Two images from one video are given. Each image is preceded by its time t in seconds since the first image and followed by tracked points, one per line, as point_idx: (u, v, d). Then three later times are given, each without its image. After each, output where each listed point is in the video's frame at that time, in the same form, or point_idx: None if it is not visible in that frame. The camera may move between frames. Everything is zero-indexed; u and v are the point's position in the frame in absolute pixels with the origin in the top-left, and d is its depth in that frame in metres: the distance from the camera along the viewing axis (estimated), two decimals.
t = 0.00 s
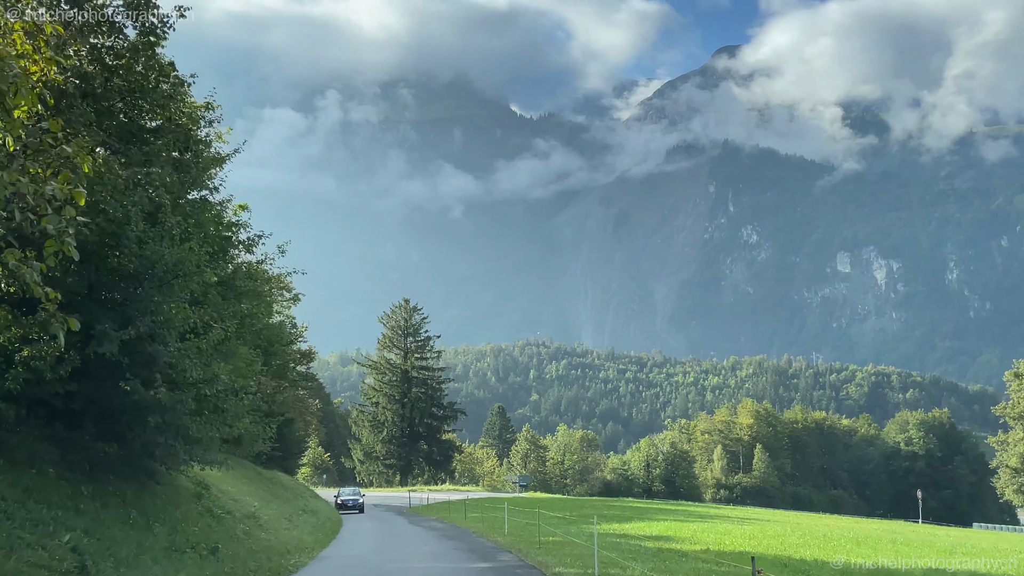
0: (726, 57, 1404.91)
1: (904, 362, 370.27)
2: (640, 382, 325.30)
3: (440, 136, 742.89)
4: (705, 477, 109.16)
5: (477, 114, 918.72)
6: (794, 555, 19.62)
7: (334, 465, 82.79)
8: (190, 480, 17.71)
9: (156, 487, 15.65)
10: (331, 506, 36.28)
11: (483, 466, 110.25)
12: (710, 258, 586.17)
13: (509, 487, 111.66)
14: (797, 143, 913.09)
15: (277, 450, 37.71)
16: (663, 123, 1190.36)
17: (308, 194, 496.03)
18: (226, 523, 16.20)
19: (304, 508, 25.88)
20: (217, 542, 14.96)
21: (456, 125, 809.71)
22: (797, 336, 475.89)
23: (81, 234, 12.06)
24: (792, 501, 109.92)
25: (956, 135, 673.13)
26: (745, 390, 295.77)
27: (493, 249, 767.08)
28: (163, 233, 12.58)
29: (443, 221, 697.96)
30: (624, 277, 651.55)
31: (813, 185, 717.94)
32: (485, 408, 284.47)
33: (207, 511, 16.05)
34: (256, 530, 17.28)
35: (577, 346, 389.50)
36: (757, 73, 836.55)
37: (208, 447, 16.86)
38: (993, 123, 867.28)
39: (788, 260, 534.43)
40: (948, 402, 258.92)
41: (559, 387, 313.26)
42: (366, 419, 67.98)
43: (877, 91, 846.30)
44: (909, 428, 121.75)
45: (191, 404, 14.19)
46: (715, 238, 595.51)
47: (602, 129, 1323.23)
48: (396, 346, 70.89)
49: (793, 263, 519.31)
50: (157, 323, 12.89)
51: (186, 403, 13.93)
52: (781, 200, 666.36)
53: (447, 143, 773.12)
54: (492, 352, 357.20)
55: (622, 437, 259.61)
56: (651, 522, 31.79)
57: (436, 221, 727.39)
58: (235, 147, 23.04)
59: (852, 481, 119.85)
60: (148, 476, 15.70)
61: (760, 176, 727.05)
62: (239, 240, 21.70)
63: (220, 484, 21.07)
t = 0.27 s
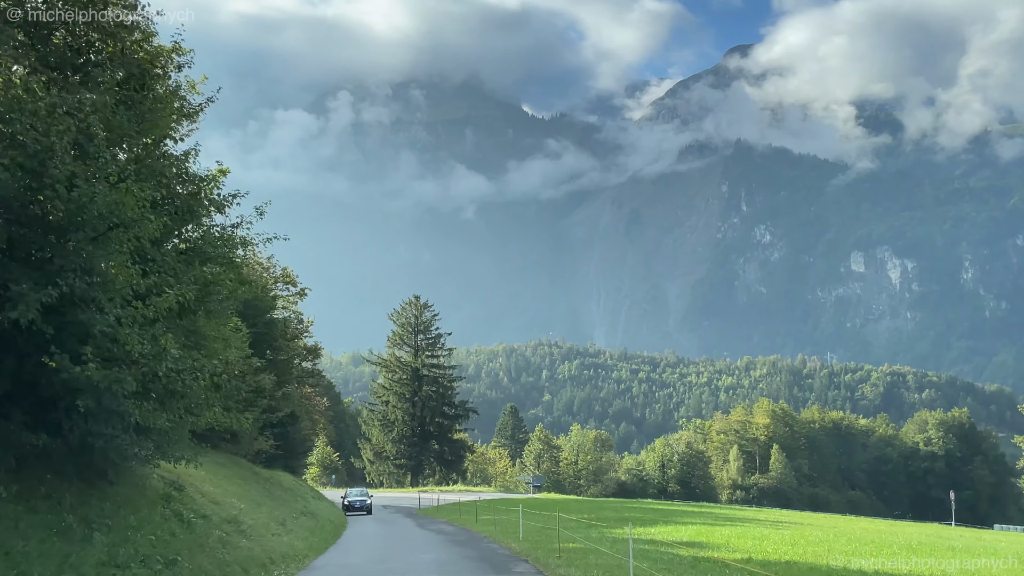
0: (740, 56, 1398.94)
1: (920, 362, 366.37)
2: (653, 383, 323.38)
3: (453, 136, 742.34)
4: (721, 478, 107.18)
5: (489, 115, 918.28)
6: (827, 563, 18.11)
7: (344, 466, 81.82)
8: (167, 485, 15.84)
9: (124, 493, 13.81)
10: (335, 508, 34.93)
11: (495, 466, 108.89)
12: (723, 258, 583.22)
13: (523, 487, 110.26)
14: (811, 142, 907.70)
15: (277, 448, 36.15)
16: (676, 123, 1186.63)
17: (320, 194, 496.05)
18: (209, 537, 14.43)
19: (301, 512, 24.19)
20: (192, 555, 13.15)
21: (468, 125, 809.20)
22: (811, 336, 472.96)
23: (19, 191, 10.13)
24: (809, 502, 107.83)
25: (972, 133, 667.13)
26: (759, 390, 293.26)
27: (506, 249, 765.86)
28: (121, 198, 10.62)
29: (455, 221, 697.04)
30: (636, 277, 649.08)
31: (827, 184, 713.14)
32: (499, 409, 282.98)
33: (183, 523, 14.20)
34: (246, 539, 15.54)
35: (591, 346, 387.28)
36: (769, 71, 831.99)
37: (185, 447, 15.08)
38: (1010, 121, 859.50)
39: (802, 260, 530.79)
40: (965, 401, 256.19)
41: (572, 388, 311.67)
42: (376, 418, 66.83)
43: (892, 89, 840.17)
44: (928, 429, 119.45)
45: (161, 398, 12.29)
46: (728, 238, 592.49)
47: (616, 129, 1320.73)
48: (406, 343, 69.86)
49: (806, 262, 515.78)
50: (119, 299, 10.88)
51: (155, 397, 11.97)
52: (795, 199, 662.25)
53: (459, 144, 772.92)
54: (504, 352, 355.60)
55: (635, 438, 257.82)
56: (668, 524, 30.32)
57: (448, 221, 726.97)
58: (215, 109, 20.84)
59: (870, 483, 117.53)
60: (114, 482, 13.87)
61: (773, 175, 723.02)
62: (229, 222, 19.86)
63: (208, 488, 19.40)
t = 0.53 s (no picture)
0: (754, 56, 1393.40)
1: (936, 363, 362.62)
2: (667, 383, 321.44)
3: (465, 136, 741.69)
4: (738, 479, 105.48)
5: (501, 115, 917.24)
6: (862, 568, 16.58)
7: (354, 468, 80.76)
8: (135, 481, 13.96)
9: (73, 492, 11.84)
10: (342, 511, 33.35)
11: (508, 467, 107.48)
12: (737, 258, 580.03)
13: (537, 488, 108.95)
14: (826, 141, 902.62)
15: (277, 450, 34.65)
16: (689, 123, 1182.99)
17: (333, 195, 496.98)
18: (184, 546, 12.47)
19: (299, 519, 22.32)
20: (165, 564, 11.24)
21: (481, 126, 808.46)
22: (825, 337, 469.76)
23: None
24: (827, 503, 106.05)
25: (989, 131, 659.90)
26: (774, 391, 290.80)
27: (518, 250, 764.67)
28: (67, 125, 8.64)
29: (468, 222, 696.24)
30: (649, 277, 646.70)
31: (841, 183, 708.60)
32: (511, 409, 281.36)
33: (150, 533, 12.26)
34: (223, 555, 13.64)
35: (604, 346, 384.99)
36: (783, 70, 827.68)
37: (149, 437, 13.14)
38: None
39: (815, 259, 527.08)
40: (982, 402, 252.63)
41: (585, 388, 309.88)
42: (386, 418, 65.71)
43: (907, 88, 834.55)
44: (948, 429, 117.40)
45: (104, 369, 10.36)
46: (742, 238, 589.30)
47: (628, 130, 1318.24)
48: (417, 341, 68.77)
49: (821, 262, 512.20)
50: (45, 244, 8.84)
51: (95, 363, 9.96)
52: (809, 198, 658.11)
53: (471, 144, 772.23)
54: (517, 353, 353.88)
55: (649, 438, 255.89)
56: (690, 530, 28.52)
57: (460, 222, 726.13)
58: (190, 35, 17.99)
59: (890, 484, 115.37)
60: (65, 471, 12.07)
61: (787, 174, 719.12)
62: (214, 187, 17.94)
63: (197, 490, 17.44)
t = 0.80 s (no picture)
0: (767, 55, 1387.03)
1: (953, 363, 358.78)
2: (680, 383, 319.21)
3: (477, 137, 740.19)
4: (755, 480, 103.66)
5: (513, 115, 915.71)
6: None
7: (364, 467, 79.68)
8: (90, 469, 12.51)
9: (42, 497, 10.48)
10: (350, 512, 32.14)
11: (521, 466, 105.83)
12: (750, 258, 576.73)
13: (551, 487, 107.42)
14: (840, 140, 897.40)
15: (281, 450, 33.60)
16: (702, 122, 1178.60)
17: (345, 195, 496.48)
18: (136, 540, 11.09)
19: (294, 515, 21.03)
20: (108, 565, 9.80)
21: (493, 126, 806.95)
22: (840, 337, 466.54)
23: None
24: (846, 505, 104.21)
25: (1006, 129, 652.62)
26: (789, 391, 288.18)
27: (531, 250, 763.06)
28: None
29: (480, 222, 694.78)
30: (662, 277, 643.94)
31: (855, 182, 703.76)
32: (523, 409, 279.64)
33: (99, 527, 10.79)
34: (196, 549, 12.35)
35: (617, 346, 382.43)
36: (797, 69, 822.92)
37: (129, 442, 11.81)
38: None
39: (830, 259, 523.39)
40: (1000, 402, 249.47)
41: (598, 388, 307.93)
42: (396, 416, 64.63)
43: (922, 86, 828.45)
44: (969, 430, 115.26)
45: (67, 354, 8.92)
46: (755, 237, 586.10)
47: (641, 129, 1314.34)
48: (429, 338, 67.90)
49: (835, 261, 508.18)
50: None
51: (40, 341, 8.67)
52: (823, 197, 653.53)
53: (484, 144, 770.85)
54: (529, 352, 351.94)
55: (662, 439, 253.80)
56: (714, 532, 27.36)
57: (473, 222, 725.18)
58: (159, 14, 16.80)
59: (910, 484, 113.07)
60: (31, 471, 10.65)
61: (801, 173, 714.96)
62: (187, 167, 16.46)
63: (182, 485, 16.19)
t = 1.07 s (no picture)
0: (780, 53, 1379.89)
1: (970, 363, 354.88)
2: (694, 384, 317.59)
3: (490, 137, 739.81)
4: (772, 481, 101.53)
5: (526, 114, 913.97)
6: None
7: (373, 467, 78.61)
8: (38, 455, 10.93)
9: None
10: (358, 513, 30.89)
11: (534, 467, 104.48)
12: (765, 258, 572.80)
13: (564, 488, 105.65)
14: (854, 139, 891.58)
15: (281, 447, 32.50)
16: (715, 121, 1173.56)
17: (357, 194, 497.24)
18: (76, 526, 9.59)
19: (288, 517, 19.66)
20: (29, 570, 8.06)
21: (506, 126, 805.81)
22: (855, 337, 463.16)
23: None
24: (866, 507, 102.29)
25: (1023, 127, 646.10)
26: (803, 391, 286.21)
27: (543, 250, 761.99)
28: None
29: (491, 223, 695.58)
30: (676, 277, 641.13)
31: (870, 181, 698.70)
32: (536, 409, 278.76)
33: (20, 526, 8.94)
34: (156, 540, 10.86)
35: (629, 346, 380.33)
36: (812, 67, 818.30)
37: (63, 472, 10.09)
38: None
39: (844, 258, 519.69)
40: (1019, 402, 245.73)
41: (611, 389, 306.39)
42: (407, 414, 63.51)
43: (938, 83, 822.63)
44: (990, 429, 112.86)
45: None
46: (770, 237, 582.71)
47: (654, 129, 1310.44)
48: (440, 335, 67.03)
49: (850, 260, 504.33)
50: None
51: None
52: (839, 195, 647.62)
53: (497, 145, 769.61)
54: (542, 352, 350.76)
55: (676, 439, 252.39)
56: (741, 533, 25.79)
57: (485, 222, 724.40)
58: None
59: (928, 485, 110.47)
60: None
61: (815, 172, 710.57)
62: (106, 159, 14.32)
63: (159, 476, 14.78)
